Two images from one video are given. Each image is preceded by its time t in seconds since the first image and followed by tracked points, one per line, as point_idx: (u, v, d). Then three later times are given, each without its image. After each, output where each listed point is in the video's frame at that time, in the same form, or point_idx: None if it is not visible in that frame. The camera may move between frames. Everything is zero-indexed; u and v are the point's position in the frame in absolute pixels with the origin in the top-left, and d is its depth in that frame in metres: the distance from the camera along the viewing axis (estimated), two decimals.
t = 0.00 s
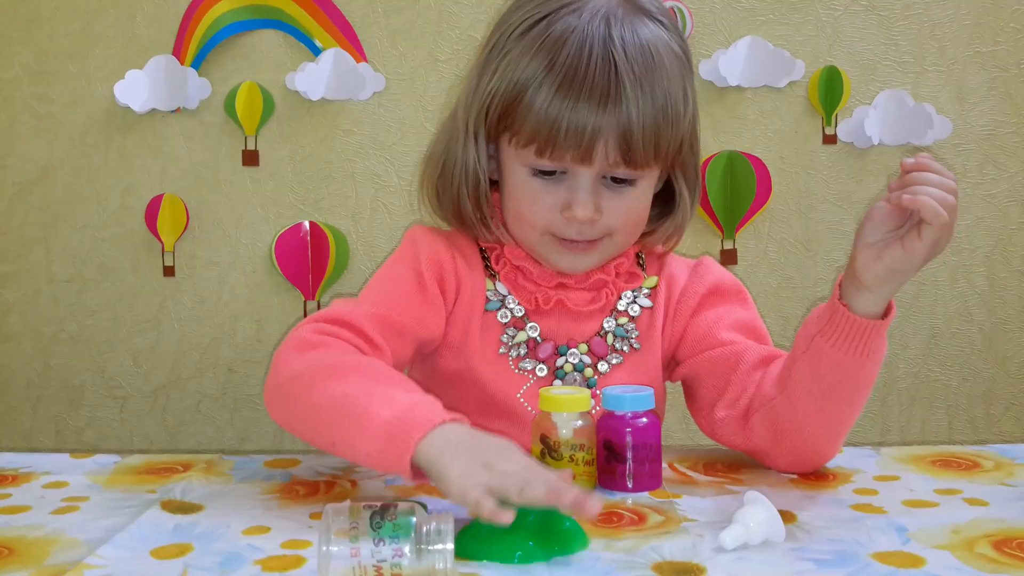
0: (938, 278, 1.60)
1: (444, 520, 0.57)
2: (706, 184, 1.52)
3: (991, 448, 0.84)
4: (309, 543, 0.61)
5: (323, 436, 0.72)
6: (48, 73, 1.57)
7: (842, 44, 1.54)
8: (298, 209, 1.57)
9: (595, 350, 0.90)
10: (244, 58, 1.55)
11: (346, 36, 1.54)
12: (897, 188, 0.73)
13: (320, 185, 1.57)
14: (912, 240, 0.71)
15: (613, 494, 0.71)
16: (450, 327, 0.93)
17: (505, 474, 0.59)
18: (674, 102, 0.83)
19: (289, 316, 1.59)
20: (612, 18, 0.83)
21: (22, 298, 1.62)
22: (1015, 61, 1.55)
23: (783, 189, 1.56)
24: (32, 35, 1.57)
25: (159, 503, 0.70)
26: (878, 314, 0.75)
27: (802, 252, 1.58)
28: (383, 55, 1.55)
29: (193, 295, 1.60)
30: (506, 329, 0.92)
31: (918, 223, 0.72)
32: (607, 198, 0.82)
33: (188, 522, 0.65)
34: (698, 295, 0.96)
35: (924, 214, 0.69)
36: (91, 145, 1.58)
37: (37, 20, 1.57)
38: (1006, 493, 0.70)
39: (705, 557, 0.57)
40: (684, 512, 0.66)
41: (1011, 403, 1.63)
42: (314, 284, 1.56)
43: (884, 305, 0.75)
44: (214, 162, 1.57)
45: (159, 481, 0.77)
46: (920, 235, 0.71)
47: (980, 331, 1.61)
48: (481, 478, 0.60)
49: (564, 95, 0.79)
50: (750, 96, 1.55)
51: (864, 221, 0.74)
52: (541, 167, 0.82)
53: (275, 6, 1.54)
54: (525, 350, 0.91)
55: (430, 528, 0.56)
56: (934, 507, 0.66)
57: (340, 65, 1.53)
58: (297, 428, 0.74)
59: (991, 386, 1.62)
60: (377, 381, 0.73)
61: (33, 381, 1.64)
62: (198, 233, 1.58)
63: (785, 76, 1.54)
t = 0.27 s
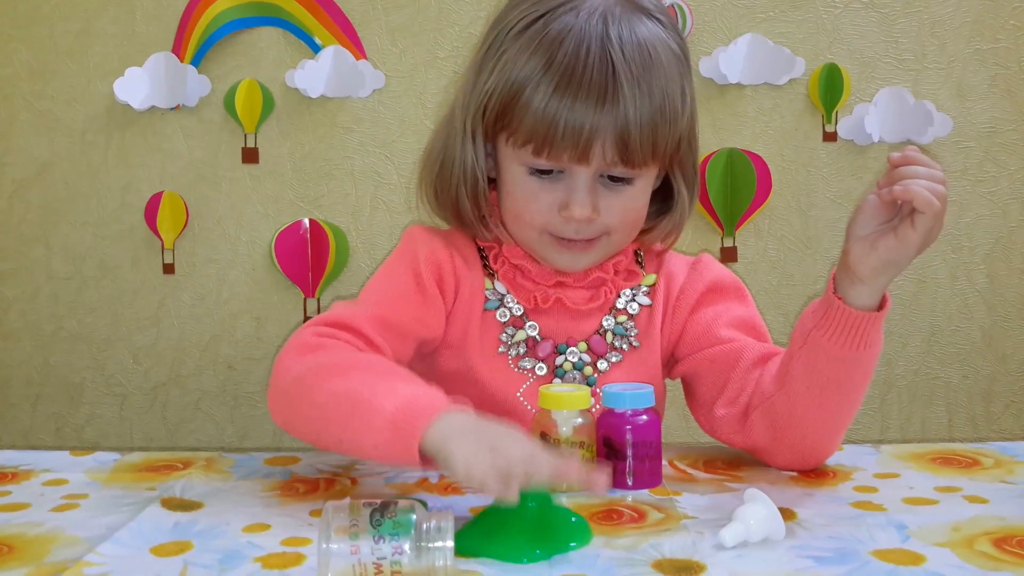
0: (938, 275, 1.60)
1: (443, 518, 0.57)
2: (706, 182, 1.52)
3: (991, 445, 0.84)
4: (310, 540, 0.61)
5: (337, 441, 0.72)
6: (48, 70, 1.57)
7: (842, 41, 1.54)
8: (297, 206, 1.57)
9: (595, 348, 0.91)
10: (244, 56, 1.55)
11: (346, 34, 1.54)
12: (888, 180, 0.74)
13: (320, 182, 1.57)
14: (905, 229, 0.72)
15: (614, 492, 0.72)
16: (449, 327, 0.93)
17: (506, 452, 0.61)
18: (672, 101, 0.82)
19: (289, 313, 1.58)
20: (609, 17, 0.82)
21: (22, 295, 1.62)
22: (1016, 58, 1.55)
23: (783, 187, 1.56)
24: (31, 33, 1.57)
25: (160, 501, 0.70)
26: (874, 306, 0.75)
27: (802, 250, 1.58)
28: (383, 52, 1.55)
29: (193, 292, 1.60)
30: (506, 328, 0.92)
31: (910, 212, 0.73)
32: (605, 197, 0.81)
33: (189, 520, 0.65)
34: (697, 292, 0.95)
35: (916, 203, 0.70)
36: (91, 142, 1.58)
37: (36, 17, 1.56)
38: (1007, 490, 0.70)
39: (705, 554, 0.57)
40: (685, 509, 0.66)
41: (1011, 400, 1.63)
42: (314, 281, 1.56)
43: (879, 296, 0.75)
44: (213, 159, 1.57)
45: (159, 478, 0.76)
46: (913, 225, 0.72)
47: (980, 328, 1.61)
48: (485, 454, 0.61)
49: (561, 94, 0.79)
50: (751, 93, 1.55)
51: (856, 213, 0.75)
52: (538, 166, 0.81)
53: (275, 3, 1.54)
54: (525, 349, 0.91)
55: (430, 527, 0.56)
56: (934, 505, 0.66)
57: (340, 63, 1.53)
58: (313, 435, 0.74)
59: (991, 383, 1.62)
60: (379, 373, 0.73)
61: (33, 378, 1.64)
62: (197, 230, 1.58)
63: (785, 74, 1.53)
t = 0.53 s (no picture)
0: (940, 256, 1.59)
1: (442, 500, 0.56)
2: (706, 161, 1.51)
3: (991, 426, 0.84)
4: (309, 522, 0.60)
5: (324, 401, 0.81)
6: (43, 48, 1.56)
7: (845, 19, 1.53)
8: (295, 186, 1.56)
9: (586, 324, 0.92)
10: (241, 33, 1.54)
11: (344, 11, 1.52)
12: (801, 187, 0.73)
13: (318, 161, 1.56)
14: (846, 243, 0.72)
15: (613, 473, 0.71)
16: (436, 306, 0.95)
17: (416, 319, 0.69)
18: (641, 62, 0.81)
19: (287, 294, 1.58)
20: None
21: (19, 275, 1.62)
22: (1019, 37, 1.54)
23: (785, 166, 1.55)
24: (25, 10, 1.55)
25: (157, 483, 0.70)
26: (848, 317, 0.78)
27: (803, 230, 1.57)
28: (381, 30, 1.54)
29: (191, 272, 1.59)
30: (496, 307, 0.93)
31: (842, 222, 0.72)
32: (582, 165, 0.81)
33: (187, 501, 0.65)
34: (691, 268, 0.97)
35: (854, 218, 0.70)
36: (87, 121, 1.57)
37: None
38: (1006, 471, 0.70)
39: (704, 536, 0.57)
40: (684, 490, 0.66)
41: (1010, 381, 1.63)
42: (312, 260, 1.55)
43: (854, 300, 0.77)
44: (210, 138, 1.56)
45: (157, 460, 0.76)
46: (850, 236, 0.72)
47: (981, 309, 1.61)
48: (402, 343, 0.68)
49: (527, 63, 0.78)
50: (752, 72, 1.53)
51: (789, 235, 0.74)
52: (513, 139, 0.81)
53: None
54: (516, 327, 0.93)
55: (429, 507, 0.56)
56: (934, 487, 0.66)
57: (337, 40, 1.52)
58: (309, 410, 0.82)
59: (991, 364, 1.62)
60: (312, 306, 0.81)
61: (31, 359, 1.64)
62: (195, 210, 1.57)
63: (787, 52, 1.52)
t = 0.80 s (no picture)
0: (939, 245, 1.59)
1: (441, 489, 0.56)
2: (705, 149, 1.51)
3: (990, 415, 0.84)
4: (307, 510, 0.61)
5: (313, 391, 0.84)
6: (39, 36, 1.55)
7: (845, 7, 1.52)
8: (293, 174, 1.56)
9: (572, 309, 0.92)
10: (238, 21, 1.53)
11: None
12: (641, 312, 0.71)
13: (316, 150, 1.56)
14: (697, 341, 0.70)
15: (611, 461, 0.71)
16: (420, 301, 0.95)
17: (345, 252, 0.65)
18: (601, 40, 0.81)
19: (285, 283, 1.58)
20: None
21: (16, 264, 1.61)
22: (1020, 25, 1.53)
23: (784, 155, 1.55)
24: None
25: (156, 471, 0.70)
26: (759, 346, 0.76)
27: (802, 219, 1.57)
28: (378, 18, 1.53)
29: (188, 261, 1.59)
30: (481, 299, 0.94)
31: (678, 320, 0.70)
32: (552, 148, 0.81)
33: (185, 490, 0.65)
34: (668, 239, 0.97)
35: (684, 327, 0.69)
36: (84, 110, 1.56)
37: None
38: (1005, 460, 0.70)
39: (702, 524, 0.57)
40: (683, 479, 0.66)
41: (1009, 370, 1.63)
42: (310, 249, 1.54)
43: (759, 335, 0.75)
44: (208, 127, 1.55)
45: (155, 448, 0.76)
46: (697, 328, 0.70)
47: (980, 298, 1.61)
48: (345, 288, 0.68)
49: (482, 53, 0.79)
50: (751, 60, 1.53)
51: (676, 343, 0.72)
52: (479, 131, 0.81)
53: None
54: (503, 318, 0.93)
55: (428, 495, 0.56)
56: (932, 475, 0.66)
57: (334, 29, 1.51)
58: (308, 410, 0.85)
59: (990, 353, 1.62)
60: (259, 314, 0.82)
61: (29, 348, 1.64)
62: (192, 199, 1.57)
63: (787, 40, 1.51)
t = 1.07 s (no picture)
0: (938, 244, 1.59)
1: (440, 489, 0.56)
2: (705, 148, 1.51)
3: (989, 415, 0.84)
4: (306, 510, 0.61)
5: (313, 398, 0.84)
6: (37, 35, 1.55)
7: (844, 6, 1.52)
8: (291, 174, 1.56)
9: (562, 310, 0.93)
10: (237, 21, 1.52)
11: None
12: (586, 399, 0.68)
13: (314, 149, 1.56)
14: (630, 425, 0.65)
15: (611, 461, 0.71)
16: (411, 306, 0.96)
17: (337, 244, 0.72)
18: (564, 37, 0.81)
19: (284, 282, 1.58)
20: None
21: (15, 264, 1.61)
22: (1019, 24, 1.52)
23: (783, 154, 1.55)
24: None
25: (155, 471, 0.70)
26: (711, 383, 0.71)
27: (801, 218, 1.57)
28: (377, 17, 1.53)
29: (187, 261, 1.59)
30: (471, 303, 0.95)
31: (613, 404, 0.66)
32: (527, 149, 0.81)
33: (185, 489, 0.65)
34: (650, 234, 0.97)
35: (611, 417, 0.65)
36: (83, 109, 1.56)
37: None
38: (1005, 460, 0.70)
39: (702, 524, 0.57)
40: (683, 479, 0.66)
41: (1008, 369, 1.63)
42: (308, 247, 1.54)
43: (709, 371, 0.71)
44: (207, 127, 1.55)
45: (154, 448, 0.76)
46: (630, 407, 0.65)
47: (979, 297, 1.61)
48: (332, 272, 0.76)
49: (445, 62, 0.79)
50: (751, 60, 1.53)
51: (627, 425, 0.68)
52: (453, 140, 0.82)
53: None
54: (493, 321, 0.94)
55: (428, 495, 0.55)
56: (931, 475, 0.66)
57: (333, 28, 1.51)
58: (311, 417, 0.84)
59: (989, 352, 1.62)
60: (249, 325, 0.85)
61: (28, 348, 1.63)
62: (191, 199, 1.57)
63: (786, 39, 1.51)
